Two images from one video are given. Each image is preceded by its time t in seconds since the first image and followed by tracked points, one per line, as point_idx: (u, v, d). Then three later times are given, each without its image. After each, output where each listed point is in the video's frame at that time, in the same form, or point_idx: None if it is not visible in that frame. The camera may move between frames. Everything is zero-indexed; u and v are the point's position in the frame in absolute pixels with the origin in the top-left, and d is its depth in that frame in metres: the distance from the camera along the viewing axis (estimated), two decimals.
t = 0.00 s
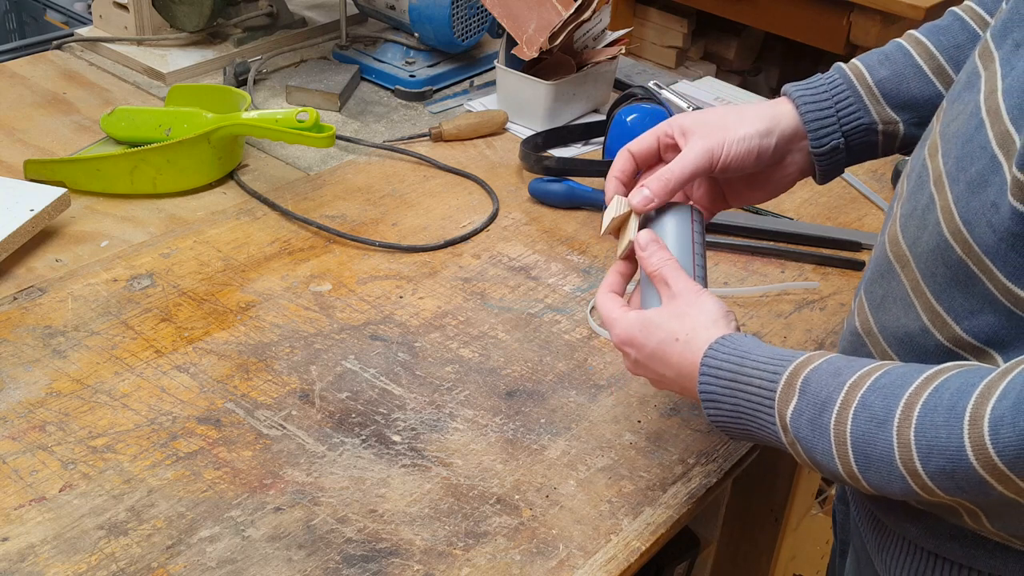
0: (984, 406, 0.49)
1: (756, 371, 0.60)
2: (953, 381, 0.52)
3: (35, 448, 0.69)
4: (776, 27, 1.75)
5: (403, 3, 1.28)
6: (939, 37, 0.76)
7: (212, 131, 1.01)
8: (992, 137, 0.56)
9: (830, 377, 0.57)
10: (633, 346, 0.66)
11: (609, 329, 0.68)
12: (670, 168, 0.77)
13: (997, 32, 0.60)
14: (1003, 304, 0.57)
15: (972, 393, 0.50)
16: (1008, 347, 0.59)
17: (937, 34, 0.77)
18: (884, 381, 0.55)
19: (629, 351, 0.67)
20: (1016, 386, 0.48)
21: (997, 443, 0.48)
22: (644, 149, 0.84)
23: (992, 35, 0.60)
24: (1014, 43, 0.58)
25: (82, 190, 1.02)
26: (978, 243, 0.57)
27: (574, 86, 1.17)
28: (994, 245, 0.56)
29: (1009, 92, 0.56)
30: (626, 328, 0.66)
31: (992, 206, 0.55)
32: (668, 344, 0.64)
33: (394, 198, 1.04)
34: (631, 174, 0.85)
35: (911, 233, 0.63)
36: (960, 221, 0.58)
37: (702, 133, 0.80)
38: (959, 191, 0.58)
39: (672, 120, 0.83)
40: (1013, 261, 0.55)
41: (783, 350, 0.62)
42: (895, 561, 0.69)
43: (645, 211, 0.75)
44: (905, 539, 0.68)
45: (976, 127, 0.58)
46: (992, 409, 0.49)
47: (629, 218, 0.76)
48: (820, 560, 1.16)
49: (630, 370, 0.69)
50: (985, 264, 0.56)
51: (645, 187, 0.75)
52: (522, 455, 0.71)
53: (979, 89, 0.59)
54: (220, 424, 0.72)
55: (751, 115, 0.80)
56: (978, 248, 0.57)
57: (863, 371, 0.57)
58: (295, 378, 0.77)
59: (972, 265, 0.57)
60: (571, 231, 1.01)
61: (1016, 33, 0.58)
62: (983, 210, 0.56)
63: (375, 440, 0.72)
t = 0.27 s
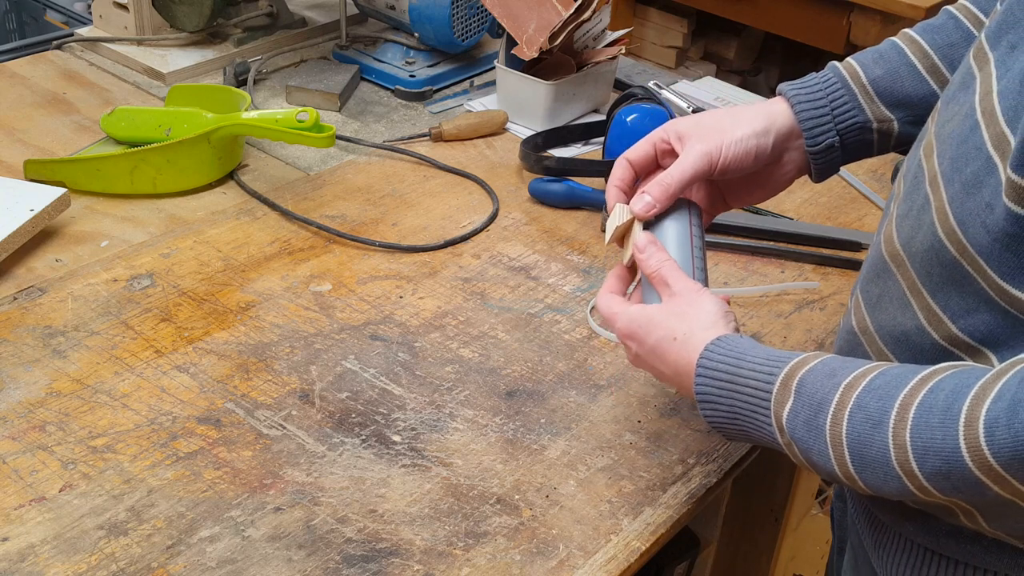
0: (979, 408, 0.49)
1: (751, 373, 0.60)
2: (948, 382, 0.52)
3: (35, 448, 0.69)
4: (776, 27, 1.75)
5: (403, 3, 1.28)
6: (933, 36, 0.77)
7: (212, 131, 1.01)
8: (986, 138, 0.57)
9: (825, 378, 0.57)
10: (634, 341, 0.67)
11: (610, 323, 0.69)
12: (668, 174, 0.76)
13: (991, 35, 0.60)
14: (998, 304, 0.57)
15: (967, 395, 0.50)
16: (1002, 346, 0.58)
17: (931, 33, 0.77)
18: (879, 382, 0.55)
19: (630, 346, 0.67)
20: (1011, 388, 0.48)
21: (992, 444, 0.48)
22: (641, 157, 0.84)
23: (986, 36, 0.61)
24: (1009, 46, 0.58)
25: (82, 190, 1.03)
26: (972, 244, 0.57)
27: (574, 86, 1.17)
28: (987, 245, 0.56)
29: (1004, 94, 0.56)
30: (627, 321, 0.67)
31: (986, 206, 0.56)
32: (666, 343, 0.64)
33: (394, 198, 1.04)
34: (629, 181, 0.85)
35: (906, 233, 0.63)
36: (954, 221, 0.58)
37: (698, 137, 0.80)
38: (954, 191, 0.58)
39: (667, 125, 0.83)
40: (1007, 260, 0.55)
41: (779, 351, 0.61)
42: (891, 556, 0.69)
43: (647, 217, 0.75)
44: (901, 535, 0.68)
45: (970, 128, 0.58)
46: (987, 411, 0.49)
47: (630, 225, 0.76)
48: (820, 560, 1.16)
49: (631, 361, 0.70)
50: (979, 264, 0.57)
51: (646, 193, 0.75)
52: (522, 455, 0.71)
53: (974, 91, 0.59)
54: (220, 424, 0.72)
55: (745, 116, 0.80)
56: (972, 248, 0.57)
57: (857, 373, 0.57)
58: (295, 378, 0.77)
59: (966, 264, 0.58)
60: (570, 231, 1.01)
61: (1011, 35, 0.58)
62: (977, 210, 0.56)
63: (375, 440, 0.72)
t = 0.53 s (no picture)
0: (977, 406, 0.49)
1: (752, 374, 0.60)
2: (947, 381, 0.52)
3: (35, 448, 0.69)
4: (776, 27, 1.75)
5: (403, 3, 1.28)
6: (933, 34, 0.77)
7: (212, 131, 1.01)
8: (985, 138, 0.56)
9: (825, 379, 0.57)
10: (638, 339, 0.67)
11: (612, 318, 0.69)
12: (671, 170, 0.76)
13: (988, 34, 0.60)
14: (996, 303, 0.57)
15: (965, 393, 0.50)
16: (1002, 344, 0.58)
17: (931, 31, 0.77)
18: (879, 382, 0.55)
19: (634, 344, 0.68)
20: (1009, 386, 0.48)
21: (991, 443, 0.48)
22: (642, 153, 0.84)
23: (983, 37, 0.61)
24: (1006, 45, 0.58)
25: (82, 190, 1.03)
26: (971, 243, 0.57)
27: (574, 86, 1.17)
28: (985, 244, 0.56)
29: (1002, 93, 0.56)
30: (630, 320, 0.67)
31: (985, 205, 0.55)
32: (670, 343, 0.64)
33: (394, 198, 1.04)
34: (630, 177, 0.85)
35: (905, 232, 0.63)
36: (953, 221, 0.58)
37: (700, 134, 0.80)
38: (952, 190, 0.58)
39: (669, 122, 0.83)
40: (1006, 259, 0.55)
41: (779, 351, 0.62)
42: (892, 555, 0.69)
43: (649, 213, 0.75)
44: (902, 534, 0.68)
45: (969, 128, 0.58)
46: (985, 409, 0.49)
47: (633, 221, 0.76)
48: (819, 560, 1.16)
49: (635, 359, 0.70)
50: (977, 263, 0.57)
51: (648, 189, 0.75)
52: (522, 455, 0.71)
53: (971, 91, 0.59)
54: (220, 424, 0.72)
55: (747, 114, 0.80)
56: (971, 247, 0.57)
57: (856, 373, 0.57)
58: (295, 378, 0.77)
59: (965, 264, 0.58)
60: (571, 231, 1.01)
61: (1008, 35, 0.58)
62: (976, 209, 0.56)
63: (375, 439, 0.72)
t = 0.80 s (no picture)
0: (976, 398, 0.49)
1: (759, 365, 0.60)
2: (947, 374, 0.52)
3: (35, 448, 0.69)
4: (776, 27, 1.75)
5: (403, 3, 1.28)
6: (933, 31, 0.77)
7: (212, 131, 1.01)
8: (984, 137, 0.57)
9: (830, 371, 0.57)
10: (639, 339, 0.67)
11: (611, 317, 0.69)
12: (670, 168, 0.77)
13: (987, 33, 0.60)
14: (995, 301, 0.57)
15: (965, 386, 0.51)
16: (1003, 342, 0.58)
17: (930, 28, 0.77)
18: (882, 375, 0.55)
19: (635, 344, 0.68)
20: (1007, 379, 0.48)
21: (989, 435, 0.48)
22: (641, 148, 0.84)
23: (982, 35, 0.61)
24: (1005, 44, 0.58)
25: (82, 190, 1.02)
26: (971, 243, 0.57)
27: (574, 86, 1.17)
28: (984, 243, 0.56)
29: (1001, 93, 0.56)
30: (631, 322, 0.67)
31: (985, 205, 0.55)
32: (673, 340, 0.64)
33: (394, 198, 1.04)
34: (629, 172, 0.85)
35: (905, 232, 0.63)
36: (953, 220, 0.58)
37: (700, 131, 0.79)
38: (952, 190, 0.58)
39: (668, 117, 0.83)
40: (1006, 258, 0.55)
41: (786, 343, 0.61)
42: (892, 554, 0.69)
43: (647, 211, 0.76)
44: (901, 533, 0.68)
45: (968, 128, 0.58)
46: (984, 402, 0.49)
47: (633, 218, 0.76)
48: (819, 561, 1.16)
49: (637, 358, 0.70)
50: (977, 262, 0.57)
51: (646, 188, 0.76)
52: (522, 455, 0.71)
53: (971, 89, 0.59)
54: (220, 424, 0.72)
55: (748, 110, 0.80)
56: (970, 246, 0.57)
57: (862, 366, 0.57)
58: (295, 378, 0.77)
59: (965, 263, 0.58)
60: (571, 231, 1.01)
61: (1008, 34, 0.58)
62: (976, 208, 0.56)
63: (375, 440, 0.72)
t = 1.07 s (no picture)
0: (974, 396, 0.49)
1: (759, 362, 0.60)
2: (946, 371, 0.52)
3: (35, 448, 0.69)
4: (776, 27, 1.75)
5: (403, 3, 1.28)
6: (935, 29, 0.77)
7: (212, 131, 1.01)
8: (984, 137, 0.56)
9: (830, 368, 0.57)
10: (637, 340, 0.67)
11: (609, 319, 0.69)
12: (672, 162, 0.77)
13: (986, 33, 0.60)
14: (994, 300, 0.57)
15: (963, 383, 0.51)
16: (1003, 340, 0.58)
17: (932, 27, 0.77)
18: (881, 372, 0.55)
19: (633, 346, 0.68)
20: (1005, 376, 0.48)
21: (986, 432, 0.48)
22: (641, 142, 0.84)
23: (981, 35, 0.61)
24: (1005, 44, 0.58)
25: (82, 190, 1.02)
26: (970, 242, 0.57)
27: (574, 86, 1.17)
28: (983, 242, 0.56)
29: (1001, 93, 0.56)
30: (626, 324, 0.67)
31: (985, 205, 0.55)
32: (671, 340, 0.64)
33: (394, 198, 1.04)
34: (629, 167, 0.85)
35: (904, 231, 0.63)
36: (951, 220, 0.58)
37: (702, 126, 0.79)
38: (951, 190, 0.58)
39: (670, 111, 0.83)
40: (1005, 258, 0.55)
41: (786, 339, 0.61)
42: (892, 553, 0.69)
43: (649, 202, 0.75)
44: (901, 532, 0.68)
45: (967, 128, 0.58)
46: (981, 399, 0.49)
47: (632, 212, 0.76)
48: (818, 561, 1.16)
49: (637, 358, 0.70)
50: (975, 262, 0.57)
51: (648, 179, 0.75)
52: (522, 455, 0.71)
53: (971, 88, 0.59)
54: (220, 424, 0.72)
55: (752, 107, 0.80)
56: (969, 246, 0.57)
57: (861, 362, 0.57)
58: (295, 378, 0.77)
59: (963, 262, 0.58)
60: (571, 231, 1.01)
61: (1007, 33, 0.58)
62: (975, 208, 0.56)
63: (375, 440, 0.72)
